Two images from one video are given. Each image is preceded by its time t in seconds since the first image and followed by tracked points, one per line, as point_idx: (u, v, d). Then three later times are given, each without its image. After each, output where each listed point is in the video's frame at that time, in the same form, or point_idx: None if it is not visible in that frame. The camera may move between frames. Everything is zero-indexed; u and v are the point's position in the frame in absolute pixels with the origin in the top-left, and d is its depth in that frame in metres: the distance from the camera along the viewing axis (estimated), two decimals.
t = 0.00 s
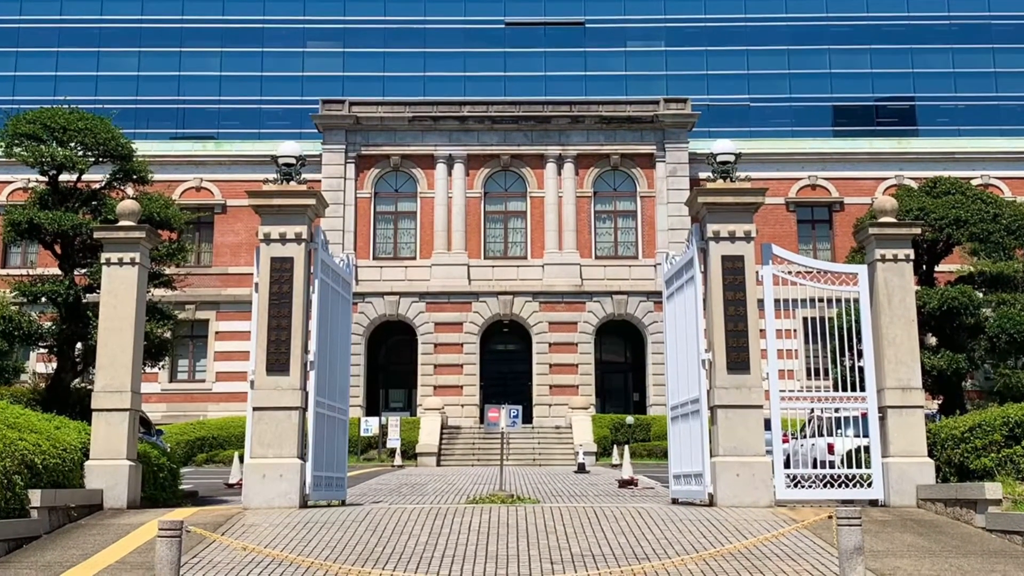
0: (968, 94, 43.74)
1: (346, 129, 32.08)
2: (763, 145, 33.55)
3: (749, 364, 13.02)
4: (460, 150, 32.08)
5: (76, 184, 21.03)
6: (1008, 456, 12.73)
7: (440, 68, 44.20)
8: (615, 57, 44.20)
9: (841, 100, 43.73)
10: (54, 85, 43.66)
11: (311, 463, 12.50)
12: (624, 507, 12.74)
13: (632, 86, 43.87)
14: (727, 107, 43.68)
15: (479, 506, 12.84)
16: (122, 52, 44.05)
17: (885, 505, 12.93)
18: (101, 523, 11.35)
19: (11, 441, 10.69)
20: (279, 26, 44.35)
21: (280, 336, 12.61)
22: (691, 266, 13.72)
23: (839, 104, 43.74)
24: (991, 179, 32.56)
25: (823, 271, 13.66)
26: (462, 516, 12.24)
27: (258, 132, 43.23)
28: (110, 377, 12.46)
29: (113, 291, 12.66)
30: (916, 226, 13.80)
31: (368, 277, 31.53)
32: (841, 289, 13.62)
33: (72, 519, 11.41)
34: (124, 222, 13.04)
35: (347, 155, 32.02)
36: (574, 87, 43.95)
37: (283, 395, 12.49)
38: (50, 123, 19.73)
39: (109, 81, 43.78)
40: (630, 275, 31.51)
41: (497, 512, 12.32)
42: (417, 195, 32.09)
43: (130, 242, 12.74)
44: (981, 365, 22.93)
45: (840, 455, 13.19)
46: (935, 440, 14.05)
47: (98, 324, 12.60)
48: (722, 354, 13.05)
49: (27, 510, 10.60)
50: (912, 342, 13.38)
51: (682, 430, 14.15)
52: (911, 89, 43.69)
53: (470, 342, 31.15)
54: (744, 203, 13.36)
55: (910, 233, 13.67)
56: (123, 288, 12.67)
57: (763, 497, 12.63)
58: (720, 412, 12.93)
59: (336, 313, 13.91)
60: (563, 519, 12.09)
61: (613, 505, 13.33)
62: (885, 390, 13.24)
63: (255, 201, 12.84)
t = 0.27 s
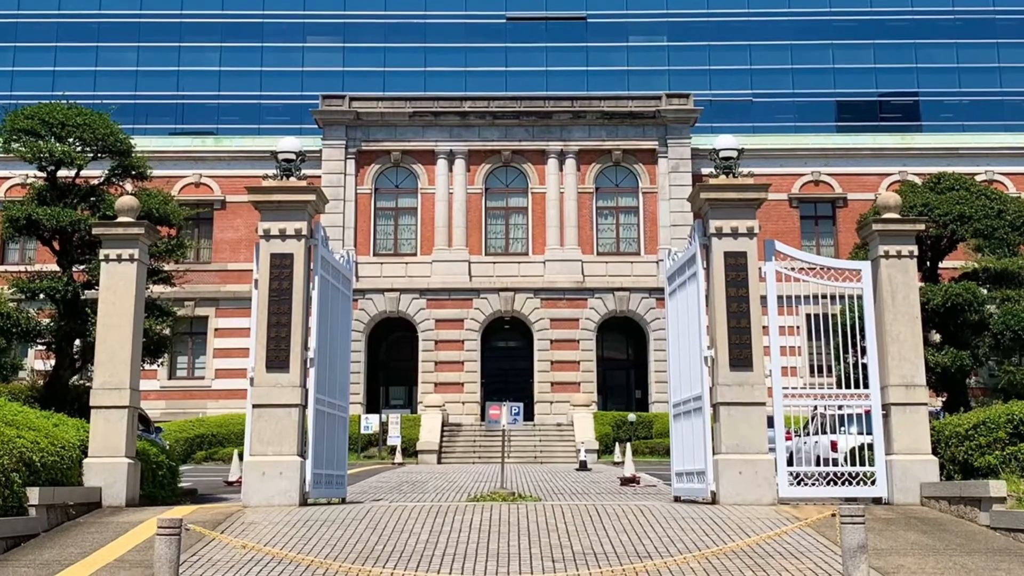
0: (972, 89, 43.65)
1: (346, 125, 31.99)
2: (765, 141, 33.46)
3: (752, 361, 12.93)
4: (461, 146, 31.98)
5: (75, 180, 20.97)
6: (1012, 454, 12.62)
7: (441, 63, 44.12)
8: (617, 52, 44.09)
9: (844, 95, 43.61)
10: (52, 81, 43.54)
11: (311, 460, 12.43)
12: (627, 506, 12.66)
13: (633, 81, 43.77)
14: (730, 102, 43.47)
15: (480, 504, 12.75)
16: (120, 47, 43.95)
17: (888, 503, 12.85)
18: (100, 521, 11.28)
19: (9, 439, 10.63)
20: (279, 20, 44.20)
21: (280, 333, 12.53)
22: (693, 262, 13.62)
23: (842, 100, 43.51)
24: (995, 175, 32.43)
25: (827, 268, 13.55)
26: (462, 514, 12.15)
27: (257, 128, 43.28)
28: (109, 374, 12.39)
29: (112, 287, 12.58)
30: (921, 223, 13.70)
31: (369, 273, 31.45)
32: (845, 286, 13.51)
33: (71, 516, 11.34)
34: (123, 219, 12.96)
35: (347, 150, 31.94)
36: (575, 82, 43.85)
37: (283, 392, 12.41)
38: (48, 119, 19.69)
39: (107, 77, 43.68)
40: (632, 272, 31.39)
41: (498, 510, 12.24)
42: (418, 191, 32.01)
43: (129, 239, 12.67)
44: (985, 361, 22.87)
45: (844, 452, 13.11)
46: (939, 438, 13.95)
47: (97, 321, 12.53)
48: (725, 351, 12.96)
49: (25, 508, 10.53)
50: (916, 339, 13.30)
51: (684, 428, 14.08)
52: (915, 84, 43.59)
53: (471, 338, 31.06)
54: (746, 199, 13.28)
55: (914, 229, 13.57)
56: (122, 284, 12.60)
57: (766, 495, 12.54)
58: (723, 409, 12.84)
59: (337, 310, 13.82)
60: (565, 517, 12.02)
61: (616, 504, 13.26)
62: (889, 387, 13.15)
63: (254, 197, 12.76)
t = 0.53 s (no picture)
0: (976, 84, 43.57)
1: (346, 120, 31.90)
2: (768, 136, 33.37)
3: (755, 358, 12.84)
4: (462, 141, 31.89)
5: (74, 177, 20.89)
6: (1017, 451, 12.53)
7: (442, 58, 44.02)
8: (619, 47, 43.97)
9: (847, 90, 43.49)
10: (50, 76, 43.41)
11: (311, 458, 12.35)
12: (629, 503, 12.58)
13: (636, 76, 43.55)
14: (733, 97, 43.34)
15: (481, 502, 12.68)
16: (119, 42, 43.83)
17: (891, 501, 12.76)
18: (98, 519, 11.21)
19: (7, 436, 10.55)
20: (279, 15, 44.18)
21: (280, 330, 12.44)
22: (696, 258, 13.52)
23: (846, 95, 43.40)
24: (999, 171, 32.34)
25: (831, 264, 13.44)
26: (463, 512, 12.06)
27: (257, 123, 42.96)
28: (107, 371, 12.31)
29: (110, 284, 12.50)
30: (924, 219, 13.61)
31: (369, 270, 31.36)
32: (848, 283, 13.40)
33: (69, 514, 11.27)
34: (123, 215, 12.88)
35: (347, 146, 31.85)
36: (577, 77, 43.68)
37: (283, 389, 12.34)
38: (47, 114, 19.62)
39: (106, 72, 43.56)
40: (634, 268, 31.33)
41: (499, 508, 12.15)
42: (418, 187, 31.92)
43: (128, 236, 12.59)
44: (989, 358, 22.82)
45: (847, 450, 13.02)
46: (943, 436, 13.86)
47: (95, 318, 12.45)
48: (728, 348, 12.87)
49: (23, 506, 10.45)
50: (920, 336, 13.21)
51: (686, 425, 13.99)
52: (919, 79, 43.50)
53: (472, 335, 30.97)
54: (749, 195, 13.19)
55: (918, 226, 13.47)
56: (120, 281, 12.51)
57: (769, 493, 12.46)
58: (725, 406, 12.75)
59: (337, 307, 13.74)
60: (567, 515, 11.93)
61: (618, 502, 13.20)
62: (893, 384, 13.06)
63: (253, 192, 12.68)
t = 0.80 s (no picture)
0: (980, 79, 43.46)
1: (346, 115, 31.81)
2: (771, 132, 33.27)
3: (758, 355, 12.76)
4: (463, 137, 31.80)
5: (73, 172, 20.81)
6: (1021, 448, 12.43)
7: (442, 53, 43.91)
8: (621, 42, 43.84)
9: (851, 85, 43.36)
10: (49, 71, 43.37)
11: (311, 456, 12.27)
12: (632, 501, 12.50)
13: (638, 72, 43.51)
14: (735, 93, 43.09)
15: (482, 500, 12.60)
16: (118, 37, 43.75)
17: (895, 499, 12.67)
18: (97, 516, 11.14)
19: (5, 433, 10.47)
20: (279, 10, 44.07)
21: (279, 326, 12.36)
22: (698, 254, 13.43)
23: (849, 90, 43.21)
24: (1004, 166, 32.24)
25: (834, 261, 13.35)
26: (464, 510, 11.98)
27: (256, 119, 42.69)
28: (106, 369, 12.23)
29: (109, 280, 12.42)
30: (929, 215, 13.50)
31: (370, 266, 31.28)
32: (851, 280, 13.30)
33: (68, 512, 11.20)
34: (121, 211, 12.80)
35: (347, 142, 31.76)
36: (579, 72, 43.57)
37: (283, 387, 12.26)
38: (45, 110, 19.51)
39: (104, 67, 43.49)
40: (636, 265, 31.25)
41: (500, 506, 12.07)
42: (419, 183, 31.83)
43: (126, 232, 12.51)
44: (993, 355, 22.69)
45: (850, 447, 12.94)
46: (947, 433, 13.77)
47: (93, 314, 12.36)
48: (730, 345, 12.78)
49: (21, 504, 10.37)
50: (924, 332, 13.11)
51: (689, 423, 13.91)
52: (923, 75, 43.39)
53: (474, 332, 30.89)
54: (751, 191, 13.10)
55: (921, 222, 13.37)
56: (118, 278, 12.43)
57: (771, 491, 12.39)
58: (728, 403, 12.67)
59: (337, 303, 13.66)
60: (568, 513, 11.86)
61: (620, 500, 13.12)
62: (896, 381, 12.98)
63: (252, 188, 12.60)
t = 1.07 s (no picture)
0: (985, 74, 43.36)
1: (347, 111, 31.72)
2: (773, 127, 33.17)
3: (760, 352, 12.69)
4: (464, 133, 31.70)
5: (71, 169, 20.73)
6: None
7: (443, 48, 43.83)
8: (623, 37, 43.72)
9: (854, 81, 43.24)
10: (47, 66, 43.29)
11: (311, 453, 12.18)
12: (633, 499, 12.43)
13: (640, 67, 43.41)
14: (739, 88, 43.23)
15: (484, 497, 12.53)
16: (116, 32, 43.65)
17: (899, 497, 12.58)
18: (95, 514, 11.05)
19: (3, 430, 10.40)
20: (278, 5, 43.84)
21: (279, 323, 12.28)
22: (700, 251, 13.34)
23: (852, 86, 43.30)
24: (1008, 162, 32.14)
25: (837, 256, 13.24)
26: (465, 508, 11.90)
27: (256, 114, 43.00)
28: (104, 366, 12.16)
29: (107, 277, 12.35)
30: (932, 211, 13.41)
31: (370, 263, 31.20)
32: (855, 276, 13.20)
33: (66, 510, 11.12)
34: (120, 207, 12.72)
35: (347, 137, 31.66)
36: (580, 68, 43.49)
37: (283, 384, 12.19)
38: (43, 105, 19.45)
39: (103, 62, 43.40)
40: (638, 261, 31.15)
41: (501, 504, 11.99)
42: (419, 179, 31.75)
43: (125, 228, 12.44)
44: (997, 352, 22.52)
45: (853, 445, 12.86)
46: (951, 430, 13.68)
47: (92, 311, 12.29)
48: (733, 341, 12.70)
49: (19, 502, 10.29)
50: (927, 329, 13.04)
51: (691, 420, 13.82)
52: (927, 70, 43.28)
53: (475, 329, 30.81)
54: (753, 186, 13.02)
55: (925, 218, 13.28)
56: (117, 275, 12.35)
57: (774, 489, 12.32)
58: (730, 401, 12.58)
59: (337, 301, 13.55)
60: (570, 511, 11.78)
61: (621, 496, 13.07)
62: (900, 378, 12.91)
63: (252, 184, 12.51)
